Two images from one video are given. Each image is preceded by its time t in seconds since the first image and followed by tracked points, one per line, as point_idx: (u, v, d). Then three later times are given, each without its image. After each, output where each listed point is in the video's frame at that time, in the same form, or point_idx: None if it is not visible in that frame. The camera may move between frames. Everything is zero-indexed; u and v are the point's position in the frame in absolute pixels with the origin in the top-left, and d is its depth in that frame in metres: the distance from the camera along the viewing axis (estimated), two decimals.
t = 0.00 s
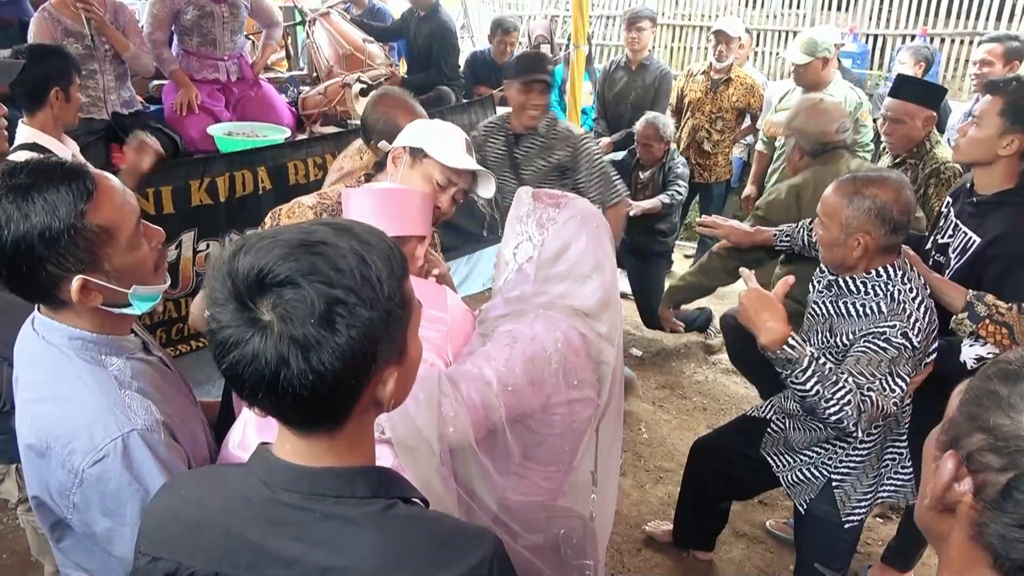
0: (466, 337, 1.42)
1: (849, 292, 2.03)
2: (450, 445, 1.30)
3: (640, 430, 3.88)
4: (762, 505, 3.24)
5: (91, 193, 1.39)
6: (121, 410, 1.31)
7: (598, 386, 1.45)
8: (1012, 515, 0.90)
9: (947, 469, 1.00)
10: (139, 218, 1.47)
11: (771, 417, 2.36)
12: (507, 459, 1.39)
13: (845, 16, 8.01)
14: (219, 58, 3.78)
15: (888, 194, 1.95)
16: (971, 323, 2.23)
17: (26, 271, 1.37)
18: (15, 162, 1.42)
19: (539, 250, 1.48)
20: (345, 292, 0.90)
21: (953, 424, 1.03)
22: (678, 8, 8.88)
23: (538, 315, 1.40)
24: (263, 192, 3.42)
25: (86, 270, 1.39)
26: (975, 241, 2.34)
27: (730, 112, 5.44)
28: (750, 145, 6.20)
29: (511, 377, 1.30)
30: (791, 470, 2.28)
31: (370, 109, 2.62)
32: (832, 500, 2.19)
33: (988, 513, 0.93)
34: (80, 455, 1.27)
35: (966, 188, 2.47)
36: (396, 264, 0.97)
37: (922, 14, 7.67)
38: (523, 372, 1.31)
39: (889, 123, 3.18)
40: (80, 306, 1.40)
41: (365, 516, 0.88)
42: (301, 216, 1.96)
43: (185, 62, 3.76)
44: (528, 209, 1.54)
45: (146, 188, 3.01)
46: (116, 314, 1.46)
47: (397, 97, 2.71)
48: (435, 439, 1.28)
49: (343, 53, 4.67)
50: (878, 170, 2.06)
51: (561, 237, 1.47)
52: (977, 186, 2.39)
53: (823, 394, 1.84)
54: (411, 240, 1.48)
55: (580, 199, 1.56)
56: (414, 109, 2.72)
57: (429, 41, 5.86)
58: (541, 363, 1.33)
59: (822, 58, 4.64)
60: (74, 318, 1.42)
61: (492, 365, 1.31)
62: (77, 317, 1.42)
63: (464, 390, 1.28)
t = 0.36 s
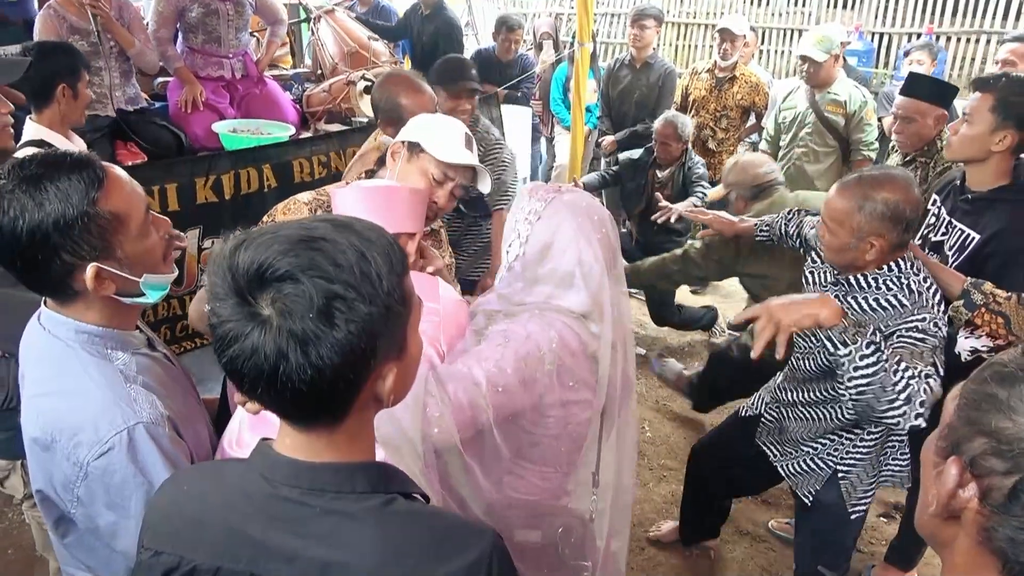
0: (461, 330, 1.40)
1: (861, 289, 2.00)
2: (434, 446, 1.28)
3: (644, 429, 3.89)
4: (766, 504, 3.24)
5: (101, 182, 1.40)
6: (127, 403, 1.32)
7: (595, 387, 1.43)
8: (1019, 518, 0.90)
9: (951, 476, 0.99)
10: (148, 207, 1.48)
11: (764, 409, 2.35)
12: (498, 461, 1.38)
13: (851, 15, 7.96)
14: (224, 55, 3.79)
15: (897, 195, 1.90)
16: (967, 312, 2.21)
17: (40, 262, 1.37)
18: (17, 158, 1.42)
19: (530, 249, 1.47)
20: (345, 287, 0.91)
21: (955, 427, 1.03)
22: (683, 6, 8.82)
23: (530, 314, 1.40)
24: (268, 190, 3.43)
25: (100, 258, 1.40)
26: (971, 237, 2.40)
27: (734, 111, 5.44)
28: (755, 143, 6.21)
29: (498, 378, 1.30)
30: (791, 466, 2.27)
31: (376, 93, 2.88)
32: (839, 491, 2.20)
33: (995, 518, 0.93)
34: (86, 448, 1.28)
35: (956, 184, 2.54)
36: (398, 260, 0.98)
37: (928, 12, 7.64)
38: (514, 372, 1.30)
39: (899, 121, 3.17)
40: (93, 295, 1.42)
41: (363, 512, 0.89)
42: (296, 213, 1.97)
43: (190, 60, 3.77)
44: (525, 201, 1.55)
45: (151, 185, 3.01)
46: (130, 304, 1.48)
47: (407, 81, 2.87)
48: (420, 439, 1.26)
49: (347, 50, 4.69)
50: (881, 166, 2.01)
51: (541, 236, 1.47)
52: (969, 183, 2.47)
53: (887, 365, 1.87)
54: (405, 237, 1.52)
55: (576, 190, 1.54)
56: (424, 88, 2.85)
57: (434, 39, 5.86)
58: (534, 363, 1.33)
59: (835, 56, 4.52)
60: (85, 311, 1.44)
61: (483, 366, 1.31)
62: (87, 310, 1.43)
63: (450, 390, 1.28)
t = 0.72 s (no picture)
0: (458, 332, 1.43)
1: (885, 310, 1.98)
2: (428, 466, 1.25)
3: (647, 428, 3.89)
4: (768, 503, 3.25)
5: (117, 178, 1.42)
6: (137, 398, 1.33)
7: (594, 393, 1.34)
8: (1014, 514, 0.90)
9: (946, 475, 1.00)
10: (162, 205, 1.50)
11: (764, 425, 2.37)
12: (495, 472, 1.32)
13: (855, 14, 7.91)
14: (228, 54, 3.80)
15: (888, 237, 1.82)
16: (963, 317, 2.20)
17: (56, 257, 1.39)
18: (36, 154, 1.44)
19: (525, 254, 1.45)
20: (350, 275, 0.92)
21: (948, 426, 1.03)
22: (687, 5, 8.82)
23: (523, 318, 1.36)
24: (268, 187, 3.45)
25: (114, 253, 1.41)
26: (974, 234, 2.39)
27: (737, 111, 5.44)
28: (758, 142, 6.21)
29: (492, 390, 1.24)
30: (800, 473, 2.29)
31: (386, 104, 2.97)
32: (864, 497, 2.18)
33: (991, 515, 0.94)
34: (95, 441, 1.29)
35: (950, 182, 2.55)
36: (393, 252, 1.00)
37: (932, 11, 7.62)
38: (508, 383, 1.25)
39: (905, 124, 3.17)
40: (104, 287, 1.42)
41: (364, 508, 0.89)
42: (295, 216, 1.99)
43: (194, 59, 3.76)
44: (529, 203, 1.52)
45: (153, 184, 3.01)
46: (139, 299, 1.49)
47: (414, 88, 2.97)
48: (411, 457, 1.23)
49: (351, 49, 4.68)
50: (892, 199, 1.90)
51: (535, 235, 1.45)
52: (965, 180, 2.48)
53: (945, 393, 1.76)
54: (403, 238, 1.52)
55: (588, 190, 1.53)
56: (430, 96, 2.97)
57: (439, 39, 5.87)
58: (527, 370, 1.27)
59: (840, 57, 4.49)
60: (93, 307, 1.44)
61: (477, 378, 1.26)
62: (96, 305, 1.44)
63: (445, 409, 1.23)
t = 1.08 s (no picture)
0: (465, 344, 1.38)
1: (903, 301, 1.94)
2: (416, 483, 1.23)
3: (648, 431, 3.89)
4: (769, 507, 3.24)
5: (131, 180, 1.44)
6: (135, 398, 1.34)
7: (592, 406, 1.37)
8: (1015, 521, 0.90)
9: (946, 482, 1.00)
10: (172, 210, 1.52)
11: (758, 439, 2.35)
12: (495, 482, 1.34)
13: (858, 17, 7.92)
14: (232, 57, 3.81)
15: (944, 246, 1.74)
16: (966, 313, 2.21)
17: (64, 253, 1.39)
18: (54, 152, 1.46)
19: (517, 261, 1.44)
20: (356, 266, 0.95)
21: (947, 433, 1.03)
22: (689, 9, 8.84)
23: (519, 330, 1.37)
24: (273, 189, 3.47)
25: (121, 253, 1.42)
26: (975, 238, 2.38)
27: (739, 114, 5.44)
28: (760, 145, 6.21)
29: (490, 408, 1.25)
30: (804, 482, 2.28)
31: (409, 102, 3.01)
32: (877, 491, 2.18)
33: (992, 522, 0.94)
34: (94, 441, 1.30)
35: (950, 188, 2.56)
36: (387, 248, 1.03)
37: (935, 15, 7.62)
38: (499, 397, 1.26)
39: (908, 130, 3.17)
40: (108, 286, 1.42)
41: (365, 511, 0.90)
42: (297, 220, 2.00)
43: (198, 61, 3.78)
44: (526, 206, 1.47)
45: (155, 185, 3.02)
46: (140, 302, 1.49)
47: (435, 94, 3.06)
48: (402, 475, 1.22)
49: (354, 53, 4.70)
50: (950, 204, 1.82)
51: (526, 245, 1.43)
52: (964, 185, 2.49)
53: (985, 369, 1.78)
54: (422, 247, 1.53)
55: (592, 201, 1.52)
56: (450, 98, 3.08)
57: (442, 41, 5.88)
58: (522, 382, 1.28)
59: (838, 62, 4.50)
60: (94, 307, 1.45)
61: (467, 392, 1.25)
62: (97, 305, 1.45)
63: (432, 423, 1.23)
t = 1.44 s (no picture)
0: (474, 349, 1.41)
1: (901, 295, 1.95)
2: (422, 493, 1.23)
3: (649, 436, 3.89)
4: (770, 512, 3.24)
5: (135, 188, 1.45)
6: (138, 404, 1.34)
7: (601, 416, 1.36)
8: (1008, 527, 0.90)
9: (939, 489, 1.00)
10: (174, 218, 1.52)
11: (758, 450, 2.33)
12: (516, 493, 1.32)
13: (858, 22, 7.85)
14: (234, 64, 3.82)
15: (943, 242, 1.75)
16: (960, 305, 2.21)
17: (65, 260, 1.40)
18: (59, 159, 1.47)
19: (559, 274, 1.40)
20: (366, 266, 0.96)
21: (941, 439, 1.03)
22: (689, 14, 8.87)
23: (542, 343, 1.33)
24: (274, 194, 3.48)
25: (121, 261, 1.43)
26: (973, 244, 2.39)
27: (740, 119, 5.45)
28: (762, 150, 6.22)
29: (506, 423, 1.24)
30: (805, 489, 2.25)
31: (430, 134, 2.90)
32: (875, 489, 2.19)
33: (985, 528, 0.94)
34: (96, 448, 1.30)
35: (953, 194, 2.58)
36: (393, 252, 1.05)
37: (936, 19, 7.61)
38: (518, 415, 1.25)
39: (910, 136, 3.17)
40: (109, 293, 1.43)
41: (371, 517, 0.90)
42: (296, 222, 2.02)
43: (200, 68, 3.79)
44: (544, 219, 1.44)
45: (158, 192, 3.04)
46: (137, 310, 1.49)
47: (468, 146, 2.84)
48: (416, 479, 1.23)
49: (355, 59, 4.71)
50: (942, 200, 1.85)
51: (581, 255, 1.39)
52: (966, 190, 2.50)
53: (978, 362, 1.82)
54: (421, 254, 1.53)
55: (595, 208, 1.47)
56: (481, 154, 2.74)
57: (444, 47, 5.89)
58: (539, 402, 1.27)
59: (845, 69, 4.48)
60: (93, 315, 1.45)
61: (486, 407, 1.25)
62: (97, 312, 1.45)
63: (446, 434, 1.22)
